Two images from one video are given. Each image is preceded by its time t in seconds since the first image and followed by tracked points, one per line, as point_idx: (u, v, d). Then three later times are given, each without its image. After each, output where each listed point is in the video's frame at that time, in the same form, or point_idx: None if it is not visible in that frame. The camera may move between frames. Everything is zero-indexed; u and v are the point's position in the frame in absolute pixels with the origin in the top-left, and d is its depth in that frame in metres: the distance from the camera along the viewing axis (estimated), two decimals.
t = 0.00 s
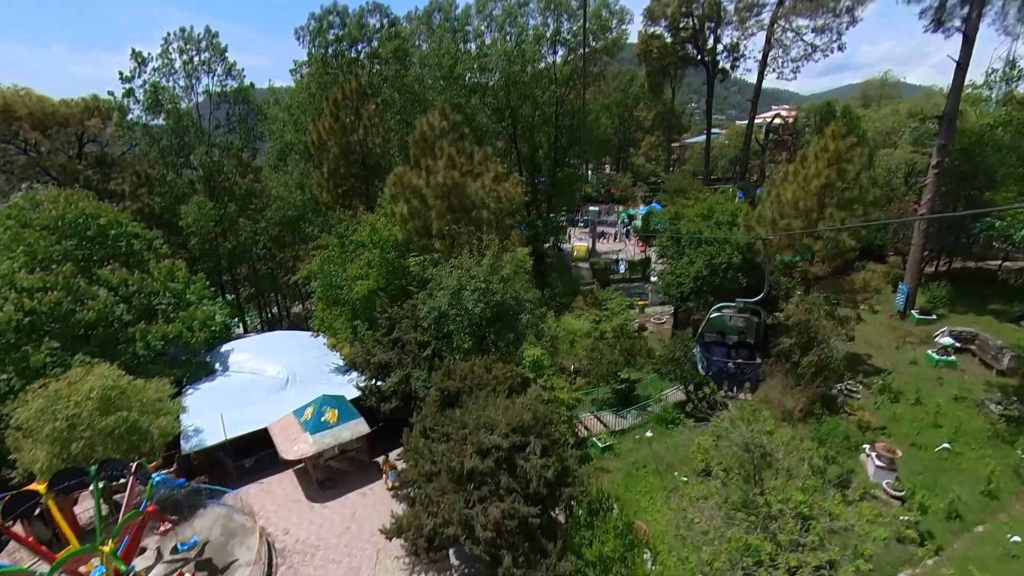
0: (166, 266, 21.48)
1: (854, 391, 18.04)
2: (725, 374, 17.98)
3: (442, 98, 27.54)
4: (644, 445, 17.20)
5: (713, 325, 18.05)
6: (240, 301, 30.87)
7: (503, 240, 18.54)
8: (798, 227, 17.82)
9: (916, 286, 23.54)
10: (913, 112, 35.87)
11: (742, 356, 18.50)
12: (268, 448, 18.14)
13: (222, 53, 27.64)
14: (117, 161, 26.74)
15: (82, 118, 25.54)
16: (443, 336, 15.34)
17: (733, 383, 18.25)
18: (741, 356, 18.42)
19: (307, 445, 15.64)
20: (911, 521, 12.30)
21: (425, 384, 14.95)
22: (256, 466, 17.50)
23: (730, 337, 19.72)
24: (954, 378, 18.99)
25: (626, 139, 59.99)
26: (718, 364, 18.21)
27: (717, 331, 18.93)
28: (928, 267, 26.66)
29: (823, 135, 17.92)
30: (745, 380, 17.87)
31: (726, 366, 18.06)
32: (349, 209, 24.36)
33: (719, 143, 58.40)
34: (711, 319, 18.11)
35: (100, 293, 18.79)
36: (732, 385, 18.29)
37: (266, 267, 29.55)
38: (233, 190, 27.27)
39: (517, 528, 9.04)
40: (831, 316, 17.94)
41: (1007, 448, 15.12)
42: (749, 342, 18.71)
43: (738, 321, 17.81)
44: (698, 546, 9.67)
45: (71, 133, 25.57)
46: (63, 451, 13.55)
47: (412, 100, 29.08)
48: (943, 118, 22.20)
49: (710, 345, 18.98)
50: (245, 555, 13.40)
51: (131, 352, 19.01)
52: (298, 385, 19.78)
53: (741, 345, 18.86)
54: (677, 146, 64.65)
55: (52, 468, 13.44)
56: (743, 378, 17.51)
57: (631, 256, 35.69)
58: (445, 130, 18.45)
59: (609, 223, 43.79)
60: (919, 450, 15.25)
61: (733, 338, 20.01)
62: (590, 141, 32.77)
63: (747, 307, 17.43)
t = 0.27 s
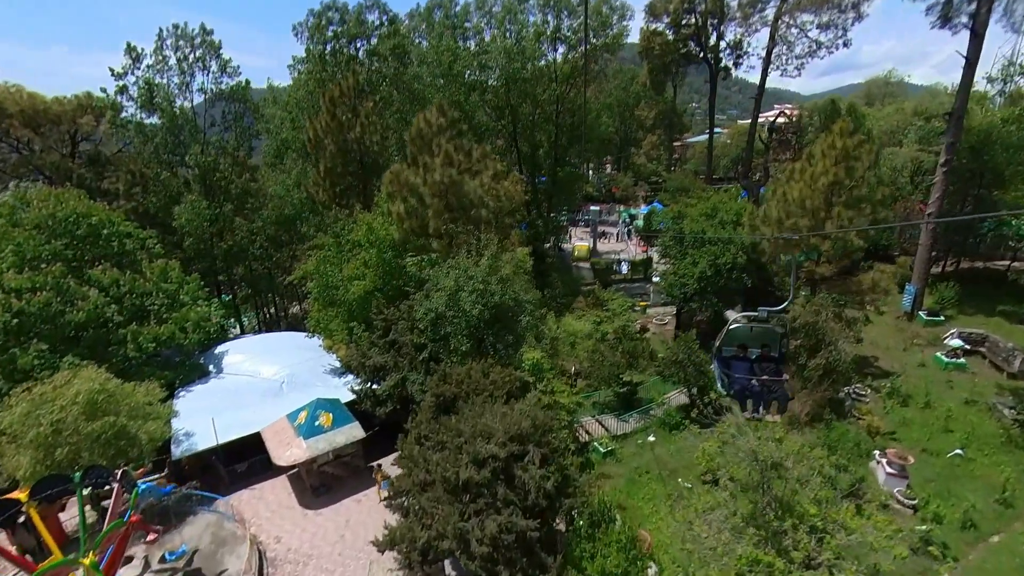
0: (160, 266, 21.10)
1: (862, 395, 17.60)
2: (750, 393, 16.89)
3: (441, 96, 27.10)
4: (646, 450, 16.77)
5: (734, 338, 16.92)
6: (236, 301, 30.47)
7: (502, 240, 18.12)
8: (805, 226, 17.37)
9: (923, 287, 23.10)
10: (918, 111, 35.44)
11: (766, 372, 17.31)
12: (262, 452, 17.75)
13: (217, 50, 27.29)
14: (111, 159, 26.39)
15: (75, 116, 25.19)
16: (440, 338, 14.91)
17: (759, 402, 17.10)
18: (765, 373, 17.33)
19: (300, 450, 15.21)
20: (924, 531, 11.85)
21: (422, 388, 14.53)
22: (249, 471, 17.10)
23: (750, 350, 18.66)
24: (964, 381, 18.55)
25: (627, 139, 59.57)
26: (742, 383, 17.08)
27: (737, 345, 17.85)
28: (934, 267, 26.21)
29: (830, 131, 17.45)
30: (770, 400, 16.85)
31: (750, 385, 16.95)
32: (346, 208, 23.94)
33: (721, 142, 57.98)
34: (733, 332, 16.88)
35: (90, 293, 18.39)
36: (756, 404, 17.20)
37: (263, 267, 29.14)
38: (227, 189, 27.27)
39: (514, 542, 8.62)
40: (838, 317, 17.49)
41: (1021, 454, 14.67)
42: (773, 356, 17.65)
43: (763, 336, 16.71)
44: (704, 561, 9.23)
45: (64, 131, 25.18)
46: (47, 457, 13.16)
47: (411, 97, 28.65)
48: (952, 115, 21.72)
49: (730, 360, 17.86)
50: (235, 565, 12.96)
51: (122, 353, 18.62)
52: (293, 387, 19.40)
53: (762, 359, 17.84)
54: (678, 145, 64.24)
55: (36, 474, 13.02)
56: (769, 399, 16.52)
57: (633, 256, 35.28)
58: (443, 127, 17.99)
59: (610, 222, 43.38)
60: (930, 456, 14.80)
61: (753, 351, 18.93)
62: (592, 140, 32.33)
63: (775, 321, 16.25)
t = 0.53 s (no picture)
0: (152, 266, 20.67)
1: (870, 398, 17.16)
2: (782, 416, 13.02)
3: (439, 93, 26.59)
4: (649, 455, 16.31)
5: (752, 350, 13.97)
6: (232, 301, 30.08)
7: (501, 239, 17.68)
8: (812, 225, 16.91)
9: (931, 288, 22.63)
10: (923, 109, 34.97)
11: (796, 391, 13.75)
12: (254, 457, 17.33)
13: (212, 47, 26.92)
14: (105, 158, 25.99)
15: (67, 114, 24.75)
16: (436, 341, 14.49)
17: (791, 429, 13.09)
18: (796, 394, 13.87)
19: (293, 456, 14.80)
20: (938, 542, 11.39)
21: (417, 392, 14.12)
22: (241, 477, 16.69)
23: (776, 371, 15.35)
24: (974, 384, 18.09)
25: (628, 138, 59.13)
26: (771, 404, 13.31)
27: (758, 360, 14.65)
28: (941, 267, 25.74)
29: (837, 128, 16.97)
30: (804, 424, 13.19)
31: (779, 407, 13.14)
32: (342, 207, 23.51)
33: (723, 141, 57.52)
34: (751, 342, 13.83)
35: (80, 294, 17.96)
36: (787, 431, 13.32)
37: (259, 267, 28.69)
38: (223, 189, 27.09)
39: (511, 557, 8.21)
40: (846, 319, 17.03)
41: None
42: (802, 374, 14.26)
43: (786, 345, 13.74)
44: None
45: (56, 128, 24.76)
46: (29, 464, 12.76)
47: (409, 95, 28.21)
48: (961, 111, 21.24)
49: (751, 378, 14.56)
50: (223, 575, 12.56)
51: (112, 355, 18.21)
52: (287, 390, 19.00)
53: (800, 382, 14.10)
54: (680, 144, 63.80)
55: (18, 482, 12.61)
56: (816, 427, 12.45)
57: (634, 255, 34.85)
58: (440, 124, 17.53)
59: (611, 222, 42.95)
60: (941, 463, 14.35)
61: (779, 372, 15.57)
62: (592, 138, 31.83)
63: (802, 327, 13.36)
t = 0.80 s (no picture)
0: (144, 267, 20.28)
1: (879, 402, 16.73)
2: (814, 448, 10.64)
3: (437, 91, 26.16)
4: (651, 462, 15.88)
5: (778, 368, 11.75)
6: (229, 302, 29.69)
7: (499, 239, 17.26)
8: (819, 226, 16.46)
9: (939, 289, 22.19)
10: (928, 107, 34.53)
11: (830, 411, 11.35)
12: (247, 462, 16.91)
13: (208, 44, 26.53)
14: (98, 157, 25.62)
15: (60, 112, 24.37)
16: (433, 344, 14.06)
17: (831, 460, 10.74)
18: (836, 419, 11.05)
19: (285, 462, 14.39)
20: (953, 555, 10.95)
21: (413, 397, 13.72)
22: (233, 483, 16.28)
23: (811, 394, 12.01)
24: (985, 388, 17.64)
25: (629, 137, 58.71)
26: (801, 432, 10.95)
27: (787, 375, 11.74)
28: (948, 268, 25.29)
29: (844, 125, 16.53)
30: (846, 457, 10.67)
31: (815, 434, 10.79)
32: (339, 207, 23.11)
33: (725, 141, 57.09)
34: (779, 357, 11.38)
35: (69, 295, 17.57)
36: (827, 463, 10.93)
37: (255, 267, 28.24)
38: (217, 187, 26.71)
39: (508, 575, 7.77)
40: (854, 321, 16.59)
41: None
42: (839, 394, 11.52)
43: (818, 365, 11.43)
44: None
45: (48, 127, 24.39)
46: (12, 471, 12.37)
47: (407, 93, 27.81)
48: (970, 109, 20.80)
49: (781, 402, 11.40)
50: None
51: (102, 358, 17.82)
52: (281, 393, 18.59)
53: (837, 406, 11.14)
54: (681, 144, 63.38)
55: None
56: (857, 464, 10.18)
57: (635, 256, 34.43)
58: (437, 121, 17.12)
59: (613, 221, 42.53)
60: (953, 470, 13.91)
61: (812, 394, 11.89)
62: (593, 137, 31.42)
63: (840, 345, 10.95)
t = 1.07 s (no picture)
0: (136, 268, 19.92)
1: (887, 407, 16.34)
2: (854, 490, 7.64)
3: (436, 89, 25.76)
4: (653, 469, 15.47)
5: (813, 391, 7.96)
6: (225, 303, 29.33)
7: (498, 240, 16.84)
8: (826, 226, 16.03)
9: (947, 291, 21.75)
10: (934, 106, 34.07)
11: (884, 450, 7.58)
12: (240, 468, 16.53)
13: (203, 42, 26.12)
14: (92, 156, 25.28)
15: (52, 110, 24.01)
16: (430, 348, 13.65)
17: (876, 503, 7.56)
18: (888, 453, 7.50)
19: (277, 470, 13.99)
20: (968, 569, 10.53)
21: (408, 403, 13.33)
22: (225, 490, 15.90)
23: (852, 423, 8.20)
24: (996, 393, 17.20)
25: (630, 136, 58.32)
26: (842, 469, 7.55)
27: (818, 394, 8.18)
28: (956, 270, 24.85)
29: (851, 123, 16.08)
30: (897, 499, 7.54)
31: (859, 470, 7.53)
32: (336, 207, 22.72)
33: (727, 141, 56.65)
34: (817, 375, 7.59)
35: (58, 297, 17.21)
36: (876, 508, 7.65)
37: (250, 268, 27.83)
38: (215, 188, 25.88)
39: None
40: (862, 324, 16.18)
41: None
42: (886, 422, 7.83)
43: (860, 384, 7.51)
44: None
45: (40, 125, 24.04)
46: None
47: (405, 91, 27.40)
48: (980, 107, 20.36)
49: (815, 428, 7.97)
50: None
51: (92, 361, 17.46)
52: (275, 396, 18.17)
53: (887, 436, 7.56)
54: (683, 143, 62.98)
55: None
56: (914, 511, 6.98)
57: (636, 256, 34.04)
58: (434, 119, 16.70)
59: (614, 221, 42.15)
60: (966, 479, 13.48)
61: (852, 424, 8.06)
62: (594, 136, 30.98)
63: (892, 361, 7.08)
